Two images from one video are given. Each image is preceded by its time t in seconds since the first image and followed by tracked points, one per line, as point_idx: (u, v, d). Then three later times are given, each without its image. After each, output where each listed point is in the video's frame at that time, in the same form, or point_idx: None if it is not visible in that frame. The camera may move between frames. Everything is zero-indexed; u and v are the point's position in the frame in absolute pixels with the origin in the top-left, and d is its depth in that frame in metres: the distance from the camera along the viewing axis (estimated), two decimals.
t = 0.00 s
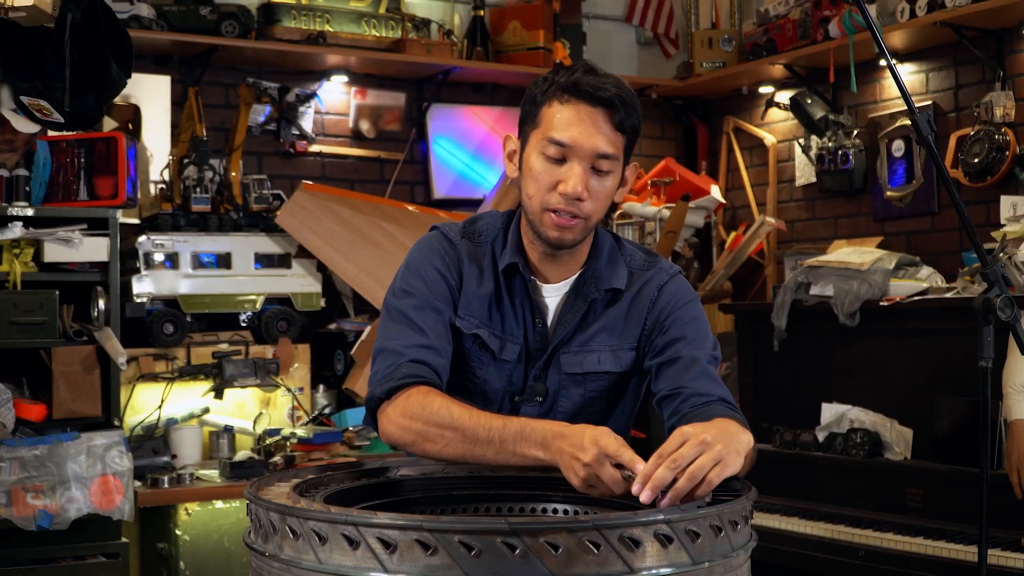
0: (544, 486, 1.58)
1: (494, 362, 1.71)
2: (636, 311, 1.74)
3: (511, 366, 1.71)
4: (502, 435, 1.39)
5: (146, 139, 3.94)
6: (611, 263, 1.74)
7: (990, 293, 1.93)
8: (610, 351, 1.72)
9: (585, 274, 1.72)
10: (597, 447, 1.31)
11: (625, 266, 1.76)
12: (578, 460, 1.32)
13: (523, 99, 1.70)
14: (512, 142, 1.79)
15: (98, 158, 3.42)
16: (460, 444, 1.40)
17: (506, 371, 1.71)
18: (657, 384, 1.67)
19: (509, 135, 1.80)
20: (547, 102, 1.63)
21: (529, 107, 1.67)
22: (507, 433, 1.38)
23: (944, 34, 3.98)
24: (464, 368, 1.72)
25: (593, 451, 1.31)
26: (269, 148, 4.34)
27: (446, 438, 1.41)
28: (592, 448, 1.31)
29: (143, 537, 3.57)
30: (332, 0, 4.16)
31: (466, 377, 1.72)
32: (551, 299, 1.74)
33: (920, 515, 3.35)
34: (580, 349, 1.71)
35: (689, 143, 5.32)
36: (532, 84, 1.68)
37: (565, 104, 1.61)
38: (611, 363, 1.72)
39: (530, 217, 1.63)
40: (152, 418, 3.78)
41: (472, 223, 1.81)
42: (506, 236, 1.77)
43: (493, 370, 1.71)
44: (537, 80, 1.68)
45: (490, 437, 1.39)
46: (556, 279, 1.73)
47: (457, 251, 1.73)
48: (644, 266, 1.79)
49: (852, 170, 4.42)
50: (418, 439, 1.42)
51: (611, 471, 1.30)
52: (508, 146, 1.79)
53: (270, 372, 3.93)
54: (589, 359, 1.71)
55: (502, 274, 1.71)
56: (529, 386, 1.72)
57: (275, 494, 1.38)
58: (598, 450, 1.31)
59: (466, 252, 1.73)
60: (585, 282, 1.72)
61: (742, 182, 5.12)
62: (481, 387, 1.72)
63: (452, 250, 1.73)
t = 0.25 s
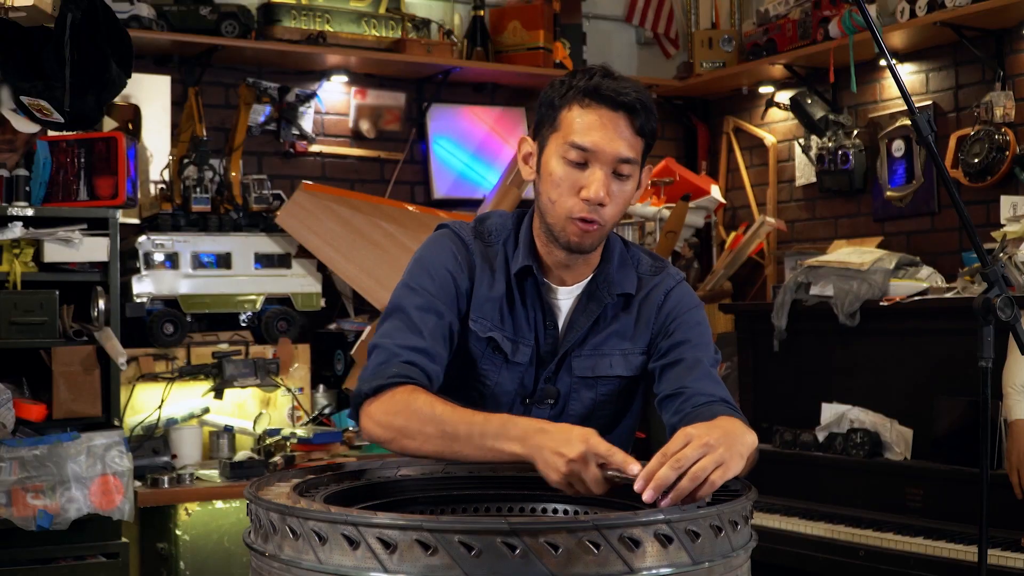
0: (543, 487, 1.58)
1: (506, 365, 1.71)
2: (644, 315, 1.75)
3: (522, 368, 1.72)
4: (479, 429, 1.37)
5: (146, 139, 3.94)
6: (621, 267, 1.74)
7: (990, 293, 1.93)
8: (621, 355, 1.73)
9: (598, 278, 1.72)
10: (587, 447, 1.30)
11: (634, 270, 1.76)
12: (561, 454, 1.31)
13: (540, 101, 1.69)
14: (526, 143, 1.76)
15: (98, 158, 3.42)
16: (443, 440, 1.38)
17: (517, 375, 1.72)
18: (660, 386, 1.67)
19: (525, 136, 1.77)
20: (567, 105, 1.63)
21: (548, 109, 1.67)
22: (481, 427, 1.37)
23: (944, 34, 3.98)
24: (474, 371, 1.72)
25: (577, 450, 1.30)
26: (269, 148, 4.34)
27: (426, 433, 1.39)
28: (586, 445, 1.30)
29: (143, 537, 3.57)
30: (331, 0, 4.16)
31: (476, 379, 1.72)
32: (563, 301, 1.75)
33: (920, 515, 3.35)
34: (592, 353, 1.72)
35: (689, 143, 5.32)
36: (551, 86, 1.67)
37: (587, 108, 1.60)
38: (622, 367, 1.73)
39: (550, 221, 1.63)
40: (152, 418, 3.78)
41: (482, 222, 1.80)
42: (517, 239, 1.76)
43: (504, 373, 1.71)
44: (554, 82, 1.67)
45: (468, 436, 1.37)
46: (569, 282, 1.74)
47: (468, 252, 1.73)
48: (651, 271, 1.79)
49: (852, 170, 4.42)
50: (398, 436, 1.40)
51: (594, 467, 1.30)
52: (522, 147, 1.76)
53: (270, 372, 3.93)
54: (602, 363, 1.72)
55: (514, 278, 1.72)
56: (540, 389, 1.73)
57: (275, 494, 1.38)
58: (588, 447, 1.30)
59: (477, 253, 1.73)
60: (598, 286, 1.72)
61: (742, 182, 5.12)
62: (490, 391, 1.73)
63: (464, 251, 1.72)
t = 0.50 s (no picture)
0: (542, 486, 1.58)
1: (506, 370, 1.71)
2: (644, 319, 1.76)
3: (522, 374, 1.72)
4: (419, 413, 1.33)
5: (146, 139, 3.94)
6: (622, 272, 1.75)
7: (990, 293, 1.93)
8: (621, 359, 1.74)
9: (598, 283, 1.73)
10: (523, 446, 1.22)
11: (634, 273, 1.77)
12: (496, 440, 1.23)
13: (556, 102, 1.69)
14: (535, 143, 1.78)
15: (98, 158, 3.42)
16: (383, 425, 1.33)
17: (517, 381, 1.72)
18: (659, 387, 1.69)
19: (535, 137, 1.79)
20: (583, 108, 1.63)
21: (563, 110, 1.67)
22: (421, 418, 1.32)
23: (944, 34, 3.98)
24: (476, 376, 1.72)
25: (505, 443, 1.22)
26: (269, 148, 4.34)
27: (367, 406, 1.34)
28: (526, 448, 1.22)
29: (143, 537, 3.57)
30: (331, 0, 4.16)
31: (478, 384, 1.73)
32: (564, 306, 1.75)
33: (920, 515, 3.35)
34: (592, 358, 1.73)
35: (689, 143, 5.32)
36: (567, 88, 1.68)
37: (605, 112, 1.61)
38: (623, 371, 1.74)
39: (560, 225, 1.62)
40: (152, 418, 3.78)
41: (481, 225, 1.79)
42: (517, 242, 1.76)
43: (505, 380, 1.72)
44: (571, 84, 1.68)
45: (404, 417, 1.32)
46: (570, 286, 1.74)
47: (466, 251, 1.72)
48: (651, 272, 1.80)
49: (852, 170, 4.42)
50: (344, 408, 1.35)
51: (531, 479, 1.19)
52: (532, 147, 1.78)
53: (270, 372, 3.93)
54: (602, 367, 1.73)
55: (516, 283, 1.71)
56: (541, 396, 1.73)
57: (275, 494, 1.38)
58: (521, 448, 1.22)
59: (474, 253, 1.72)
60: (598, 293, 1.73)
61: (742, 182, 5.12)
62: (491, 394, 1.73)
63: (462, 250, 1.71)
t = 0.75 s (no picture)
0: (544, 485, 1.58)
1: (502, 379, 1.71)
2: (634, 315, 1.78)
3: (519, 383, 1.73)
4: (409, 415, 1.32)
5: (146, 139, 3.94)
6: (608, 271, 1.75)
7: (990, 293, 1.93)
8: (614, 358, 1.75)
9: (583, 285, 1.73)
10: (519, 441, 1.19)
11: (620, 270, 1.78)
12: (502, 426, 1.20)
13: (519, 105, 1.71)
14: (506, 151, 1.79)
15: (98, 158, 3.42)
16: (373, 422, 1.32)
17: (515, 390, 1.73)
18: (653, 385, 1.73)
19: (506, 145, 1.80)
20: (544, 104, 1.64)
21: (526, 111, 1.68)
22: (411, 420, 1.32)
23: (944, 35, 3.98)
24: (471, 385, 1.73)
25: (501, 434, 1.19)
26: (269, 148, 4.34)
27: (358, 407, 1.33)
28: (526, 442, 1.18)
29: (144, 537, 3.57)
30: (332, 1, 4.16)
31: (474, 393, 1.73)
32: (552, 310, 1.75)
33: (920, 515, 3.35)
34: (584, 359, 1.73)
35: (689, 143, 5.32)
36: (528, 89, 1.69)
37: (564, 105, 1.62)
38: (616, 370, 1.75)
39: (534, 223, 1.62)
40: (153, 418, 3.78)
41: (464, 231, 1.78)
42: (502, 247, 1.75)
43: (501, 389, 1.72)
44: (532, 85, 1.69)
45: (395, 418, 1.32)
46: (556, 289, 1.73)
47: (451, 259, 1.72)
48: (636, 267, 1.83)
49: (852, 170, 4.42)
50: (335, 410, 1.35)
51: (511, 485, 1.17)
52: (502, 155, 1.79)
53: (270, 372, 3.93)
54: (595, 368, 1.74)
55: (503, 290, 1.71)
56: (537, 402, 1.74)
57: (275, 494, 1.38)
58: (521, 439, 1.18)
59: (461, 261, 1.72)
60: (584, 294, 1.73)
61: (742, 182, 5.12)
62: (488, 400, 1.73)
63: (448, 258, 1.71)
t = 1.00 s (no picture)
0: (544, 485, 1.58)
1: (502, 378, 1.72)
2: (629, 312, 1.78)
3: (518, 382, 1.73)
4: (439, 410, 1.31)
5: (146, 139, 3.94)
6: (603, 269, 1.75)
7: (990, 293, 1.93)
8: (610, 356, 1.75)
9: (577, 283, 1.73)
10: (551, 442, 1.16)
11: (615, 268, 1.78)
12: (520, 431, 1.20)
13: (503, 107, 1.71)
14: (495, 155, 1.80)
15: (98, 158, 3.42)
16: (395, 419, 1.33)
17: (515, 390, 1.73)
18: (649, 383, 1.74)
19: (492, 149, 1.81)
20: (525, 102, 1.64)
21: (509, 113, 1.68)
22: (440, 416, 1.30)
23: (944, 34, 3.98)
24: (470, 385, 1.73)
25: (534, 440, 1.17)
26: (269, 148, 4.34)
27: (385, 407, 1.33)
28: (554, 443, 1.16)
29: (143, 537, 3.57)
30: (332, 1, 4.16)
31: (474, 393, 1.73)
32: (548, 308, 1.75)
33: (920, 515, 3.35)
34: (581, 357, 1.73)
35: (689, 143, 5.32)
36: (509, 91, 1.70)
37: (543, 101, 1.61)
38: (613, 368, 1.75)
39: (522, 221, 1.62)
40: (152, 418, 3.78)
41: (460, 231, 1.79)
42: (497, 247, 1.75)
43: (501, 389, 1.72)
44: (513, 86, 1.70)
45: (424, 415, 1.31)
46: (551, 288, 1.74)
47: (449, 259, 1.72)
48: (631, 265, 1.83)
49: (852, 170, 4.43)
50: (360, 409, 1.35)
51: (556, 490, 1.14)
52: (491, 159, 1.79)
53: (270, 372, 3.93)
54: (591, 367, 1.74)
55: (500, 290, 1.71)
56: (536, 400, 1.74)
57: (275, 494, 1.37)
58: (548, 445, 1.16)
59: (460, 261, 1.72)
60: (578, 292, 1.73)
61: (742, 182, 5.12)
62: (487, 401, 1.73)
63: (447, 258, 1.71)
